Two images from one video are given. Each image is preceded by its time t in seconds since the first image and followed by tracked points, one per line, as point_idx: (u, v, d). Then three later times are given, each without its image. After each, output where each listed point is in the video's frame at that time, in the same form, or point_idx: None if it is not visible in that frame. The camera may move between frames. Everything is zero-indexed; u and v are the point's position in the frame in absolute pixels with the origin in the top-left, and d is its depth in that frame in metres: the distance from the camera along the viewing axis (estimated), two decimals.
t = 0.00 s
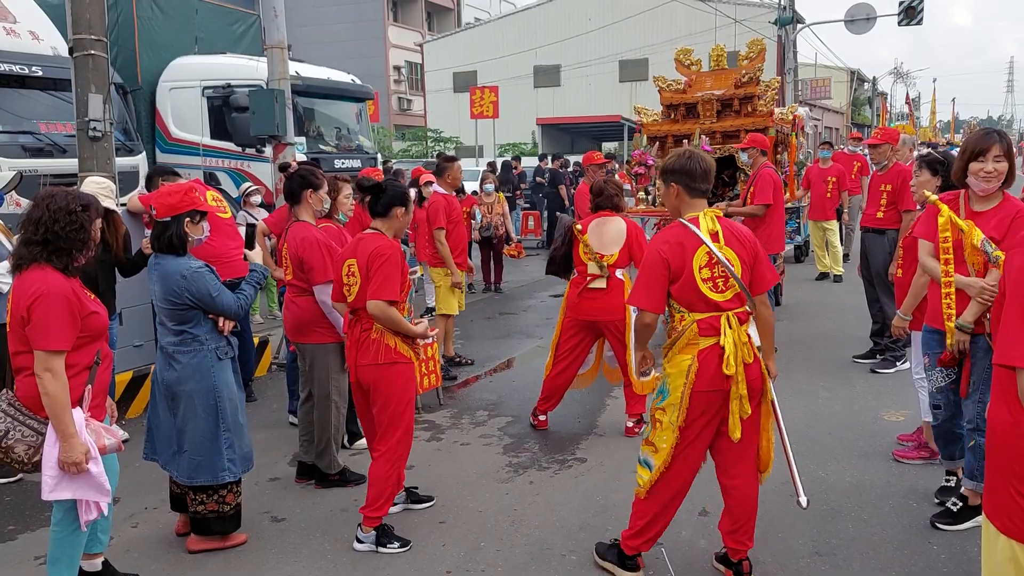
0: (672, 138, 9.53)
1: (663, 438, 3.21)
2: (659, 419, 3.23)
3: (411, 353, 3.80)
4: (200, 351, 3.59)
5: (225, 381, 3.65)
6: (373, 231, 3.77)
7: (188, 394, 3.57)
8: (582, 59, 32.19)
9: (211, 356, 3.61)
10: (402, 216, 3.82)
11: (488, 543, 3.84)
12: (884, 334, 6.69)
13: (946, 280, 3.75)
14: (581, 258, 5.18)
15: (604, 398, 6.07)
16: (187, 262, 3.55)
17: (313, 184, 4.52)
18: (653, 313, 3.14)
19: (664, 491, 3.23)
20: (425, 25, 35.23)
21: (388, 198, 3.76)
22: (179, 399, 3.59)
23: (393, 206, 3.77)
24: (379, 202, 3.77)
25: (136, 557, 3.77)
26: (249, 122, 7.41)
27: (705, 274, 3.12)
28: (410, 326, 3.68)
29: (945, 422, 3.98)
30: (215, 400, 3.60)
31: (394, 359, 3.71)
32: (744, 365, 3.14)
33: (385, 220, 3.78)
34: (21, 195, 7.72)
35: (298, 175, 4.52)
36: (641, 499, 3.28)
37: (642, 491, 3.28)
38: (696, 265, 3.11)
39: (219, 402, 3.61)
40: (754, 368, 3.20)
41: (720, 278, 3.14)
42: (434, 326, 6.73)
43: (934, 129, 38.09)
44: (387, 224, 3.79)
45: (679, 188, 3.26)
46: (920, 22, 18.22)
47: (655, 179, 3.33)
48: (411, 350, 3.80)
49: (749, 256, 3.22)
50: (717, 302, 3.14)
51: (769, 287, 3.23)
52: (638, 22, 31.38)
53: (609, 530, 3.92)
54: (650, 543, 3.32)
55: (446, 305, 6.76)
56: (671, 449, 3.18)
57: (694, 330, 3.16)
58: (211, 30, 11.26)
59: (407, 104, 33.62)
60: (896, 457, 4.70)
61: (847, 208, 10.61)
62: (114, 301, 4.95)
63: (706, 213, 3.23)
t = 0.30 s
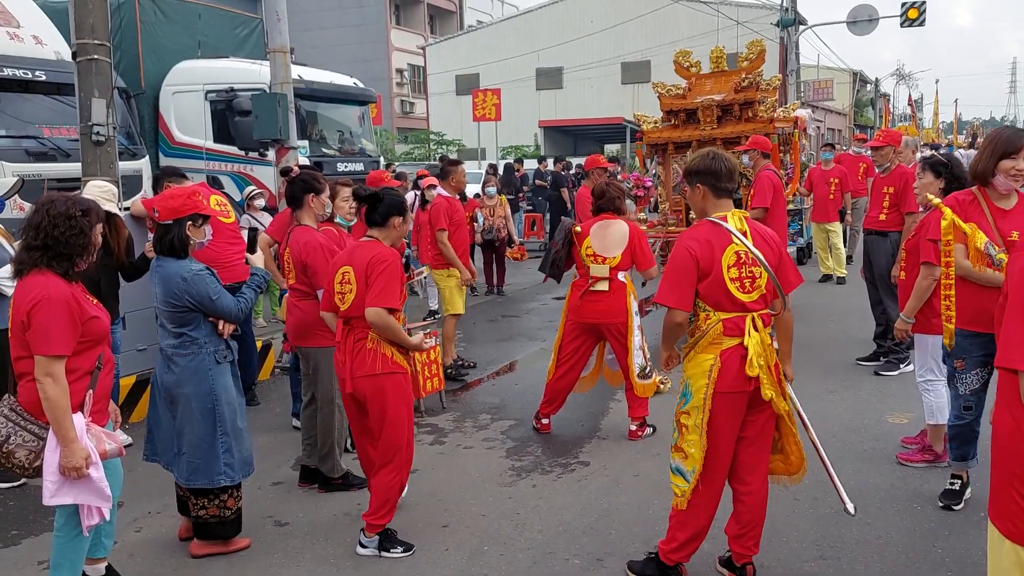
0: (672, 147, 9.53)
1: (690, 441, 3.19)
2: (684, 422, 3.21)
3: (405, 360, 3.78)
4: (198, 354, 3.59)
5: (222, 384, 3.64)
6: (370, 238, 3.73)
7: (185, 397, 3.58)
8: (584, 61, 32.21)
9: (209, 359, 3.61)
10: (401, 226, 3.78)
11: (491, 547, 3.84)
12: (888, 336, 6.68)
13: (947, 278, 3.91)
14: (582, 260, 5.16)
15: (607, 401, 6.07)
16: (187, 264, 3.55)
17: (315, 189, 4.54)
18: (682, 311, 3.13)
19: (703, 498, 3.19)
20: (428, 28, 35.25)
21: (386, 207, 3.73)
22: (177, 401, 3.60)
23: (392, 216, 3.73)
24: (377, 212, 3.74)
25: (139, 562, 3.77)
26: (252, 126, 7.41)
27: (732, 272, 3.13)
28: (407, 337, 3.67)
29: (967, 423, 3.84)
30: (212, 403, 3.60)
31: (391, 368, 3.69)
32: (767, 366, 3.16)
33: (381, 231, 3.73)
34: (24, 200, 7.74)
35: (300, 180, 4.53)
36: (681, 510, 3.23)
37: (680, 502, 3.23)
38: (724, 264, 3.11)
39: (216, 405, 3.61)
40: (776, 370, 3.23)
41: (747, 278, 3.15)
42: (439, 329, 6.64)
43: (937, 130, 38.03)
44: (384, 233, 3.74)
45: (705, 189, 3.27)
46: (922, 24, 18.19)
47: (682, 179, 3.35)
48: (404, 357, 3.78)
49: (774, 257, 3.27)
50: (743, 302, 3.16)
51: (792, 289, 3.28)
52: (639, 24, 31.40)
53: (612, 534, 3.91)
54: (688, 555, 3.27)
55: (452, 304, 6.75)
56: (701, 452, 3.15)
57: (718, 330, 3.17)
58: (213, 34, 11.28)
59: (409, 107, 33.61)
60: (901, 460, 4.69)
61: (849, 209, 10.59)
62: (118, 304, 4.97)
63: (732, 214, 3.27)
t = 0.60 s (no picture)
0: (681, 144, 9.53)
1: (698, 443, 3.19)
2: (694, 424, 3.21)
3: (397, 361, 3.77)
4: (199, 356, 3.60)
5: (223, 386, 3.65)
6: (365, 238, 3.75)
7: (186, 398, 3.61)
8: (591, 63, 32.22)
9: (210, 362, 3.62)
10: (396, 225, 3.77)
11: (498, 550, 3.84)
12: (896, 340, 6.66)
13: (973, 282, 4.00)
14: (594, 261, 5.15)
15: (614, 404, 6.07)
16: (187, 267, 3.56)
17: (323, 193, 4.58)
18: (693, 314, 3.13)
19: (710, 499, 3.19)
20: (434, 31, 35.31)
21: (380, 207, 3.73)
22: (179, 402, 3.62)
23: (387, 214, 3.73)
24: (372, 210, 3.74)
25: (147, 564, 3.79)
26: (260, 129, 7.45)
27: (746, 275, 3.12)
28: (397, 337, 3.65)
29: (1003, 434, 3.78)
30: (213, 405, 3.61)
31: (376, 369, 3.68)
32: (779, 369, 3.15)
33: (377, 230, 3.74)
34: (34, 203, 7.78)
35: (309, 183, 4.55)
36: (684, 510, 3.22)
37: (689, 504, 3.22)
38: (738, 266, 3.11)
39: (217, 408, 3.62)
40: (788, 374, 3.22)
41: (762, 280, 3.14)
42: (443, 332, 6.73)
43: (945, 131, 37.91)
44: (380, 232, 3.76)
45: (720, 191, 3.26)
46: (930, 25, 18.14)
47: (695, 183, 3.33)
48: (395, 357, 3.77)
49: (788, 261, 3.27)
50: (756, 305, 3.15)
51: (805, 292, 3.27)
52: (647, 26, 31.39)
53: (619, 537, 3.91)
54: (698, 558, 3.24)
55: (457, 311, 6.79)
56: (709, 454, 3.15)
57: (732, 332, 3.16)
58: (221, 37, 11.32)
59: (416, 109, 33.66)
60: (908, 463, 4.68)
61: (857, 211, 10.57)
62: (126, 307, 5.00)
63: (746, 216, 3.26)
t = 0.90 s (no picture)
0: (687, 153, 9.54)
1: (699, 456, 3.19)
2: (694, 436, 3.22)
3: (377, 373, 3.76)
4: (198, 365, 3.63)
5: (222, 395, 3.67)
6: (350, 256, 3.73)
7: (186, 406, 3.64)
8: (598, 68, 32.24)
9: (209, 371, 3.64)
10: (382, 240, 3.76)
11: (504, 561, 3.84)
12: (904, 349, 6.64)
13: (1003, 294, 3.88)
14: (609, 270, 5.13)
15: (620, 413, 6.06)
16: (188, 277, 3.58)
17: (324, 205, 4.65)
18: (693, 328, 3.13)
19: (715, 512, 3.18)
20: (442, 35, 35.39)
21: (365, 222, 3.72)
22: (179, 409, 3.66)
23: (371, 230, 3.72)
24: (358, 226, 3.72)
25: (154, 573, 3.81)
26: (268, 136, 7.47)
27: (747, 290, 3.12)
28: (362, 351, 3.63)
29: None
30: (211, 414, 3.64)
31: (353, 380, 3.71)
32: (778, 382, 3.15)
33: (363, 246, 3.71)
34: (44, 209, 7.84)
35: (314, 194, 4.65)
36: (691, 523, 3.24)
37: (693, 516, 3.23)
38: (740, 280, 3.11)
39: (215, 417, 3.64)
40: (788, 387, 3.22)
41: (762, 295, 3.14)
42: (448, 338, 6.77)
43: (954, 136, 37.77)
44: (365, 248, 3.73)
45: (726, 204, 3.24)
46: (938, 30, 18.09)
47: (698, 194, 3.30)
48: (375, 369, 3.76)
49: (790, 275, 3.27)
50: (757, 319, 3.15)
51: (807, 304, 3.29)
52: (655, 31, 31.38)
53: (625, 549, 3.91)
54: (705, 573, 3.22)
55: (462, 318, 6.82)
56: (711, 467, 3.15)
57: (732, 346, 3.16)
58: (230, 43, 11.38)
59: (424, 114, 33.72)
60: (916, 475, 4.65)
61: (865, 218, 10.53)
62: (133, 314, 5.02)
63: (747, 230, 3.25)
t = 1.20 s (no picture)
0: (692, 164, 9.56)
1: (694, 472, 3.15)
2: (692, 452, 3.17)
3: (356, 390, 3.74)
4: (196, 381, 3.62)
5: (218, 411, 3.67)
6: (336, 274, 3.73)
7: (181, 422, 3.62)
8: (601, 78, 32.33)
9: (206, 386, 3.63)
10: (367, 257, 3.73)
11: None
12: (908, 364, 6.61)
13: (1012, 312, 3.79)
14: (593, 287, 5.14)
15: (623, 428, 6.04)
16: (186, 293, 3.58)
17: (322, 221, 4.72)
18: (693, 346, 3.12)
19: (704, 527, 3.17)
20: (446, 46, 35.51)
21: (350, 240, 3.68)
22: (173, 424, 3.65)
23: (355, 247, 3.68)
24: (343, 244, 3.69)
25: None
26: (273, 148, 7.48)
27: (750, 309, 3.11)
28: (340, 370, 3.65)
29: None
30: (206, 429, 3.63)
31: (336, 399, 3.72)
32: (776, 400, 3.14)
33: (347, 263, 3.70)
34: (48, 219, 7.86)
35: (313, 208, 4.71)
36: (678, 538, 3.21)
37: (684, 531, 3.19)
38: (743, 300, 3.10)
39: (210, 433, 3.64)
40: (783, 405, 3.22)
41: (764, 315, 3.14)
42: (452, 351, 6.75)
43: (957, 148, 37.79)
44: (349, 266, 3.71)
45: (728, 224, 3.21)
46: (941, 43, 18.11)
47: (699, 212, 3.26)
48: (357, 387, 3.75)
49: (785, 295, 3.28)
50: (758, 339, 3.13)
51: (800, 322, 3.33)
52: (658, 42, 31.45)
53: (629, 566, 3.88)
54: None
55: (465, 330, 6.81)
56: (707, 483, 3.12)
57: (733, 365, 3.13)
58: (235, 54, 11.43)
59: (427, 123, 33.81)
60: (921, 492, 4.63)
61: (868, 231, 10.52)
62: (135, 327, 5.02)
63: (749, 248, 3.24)
